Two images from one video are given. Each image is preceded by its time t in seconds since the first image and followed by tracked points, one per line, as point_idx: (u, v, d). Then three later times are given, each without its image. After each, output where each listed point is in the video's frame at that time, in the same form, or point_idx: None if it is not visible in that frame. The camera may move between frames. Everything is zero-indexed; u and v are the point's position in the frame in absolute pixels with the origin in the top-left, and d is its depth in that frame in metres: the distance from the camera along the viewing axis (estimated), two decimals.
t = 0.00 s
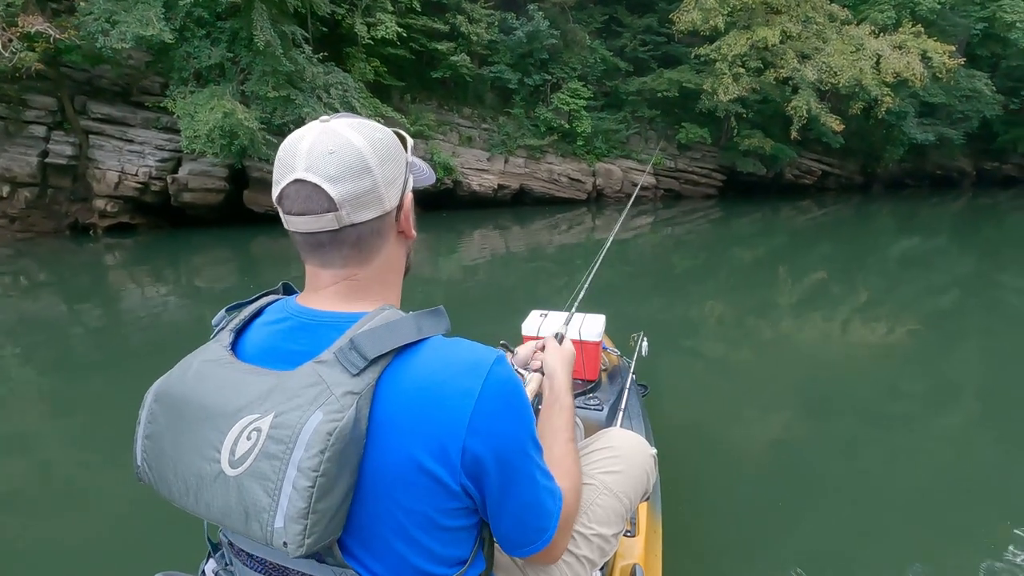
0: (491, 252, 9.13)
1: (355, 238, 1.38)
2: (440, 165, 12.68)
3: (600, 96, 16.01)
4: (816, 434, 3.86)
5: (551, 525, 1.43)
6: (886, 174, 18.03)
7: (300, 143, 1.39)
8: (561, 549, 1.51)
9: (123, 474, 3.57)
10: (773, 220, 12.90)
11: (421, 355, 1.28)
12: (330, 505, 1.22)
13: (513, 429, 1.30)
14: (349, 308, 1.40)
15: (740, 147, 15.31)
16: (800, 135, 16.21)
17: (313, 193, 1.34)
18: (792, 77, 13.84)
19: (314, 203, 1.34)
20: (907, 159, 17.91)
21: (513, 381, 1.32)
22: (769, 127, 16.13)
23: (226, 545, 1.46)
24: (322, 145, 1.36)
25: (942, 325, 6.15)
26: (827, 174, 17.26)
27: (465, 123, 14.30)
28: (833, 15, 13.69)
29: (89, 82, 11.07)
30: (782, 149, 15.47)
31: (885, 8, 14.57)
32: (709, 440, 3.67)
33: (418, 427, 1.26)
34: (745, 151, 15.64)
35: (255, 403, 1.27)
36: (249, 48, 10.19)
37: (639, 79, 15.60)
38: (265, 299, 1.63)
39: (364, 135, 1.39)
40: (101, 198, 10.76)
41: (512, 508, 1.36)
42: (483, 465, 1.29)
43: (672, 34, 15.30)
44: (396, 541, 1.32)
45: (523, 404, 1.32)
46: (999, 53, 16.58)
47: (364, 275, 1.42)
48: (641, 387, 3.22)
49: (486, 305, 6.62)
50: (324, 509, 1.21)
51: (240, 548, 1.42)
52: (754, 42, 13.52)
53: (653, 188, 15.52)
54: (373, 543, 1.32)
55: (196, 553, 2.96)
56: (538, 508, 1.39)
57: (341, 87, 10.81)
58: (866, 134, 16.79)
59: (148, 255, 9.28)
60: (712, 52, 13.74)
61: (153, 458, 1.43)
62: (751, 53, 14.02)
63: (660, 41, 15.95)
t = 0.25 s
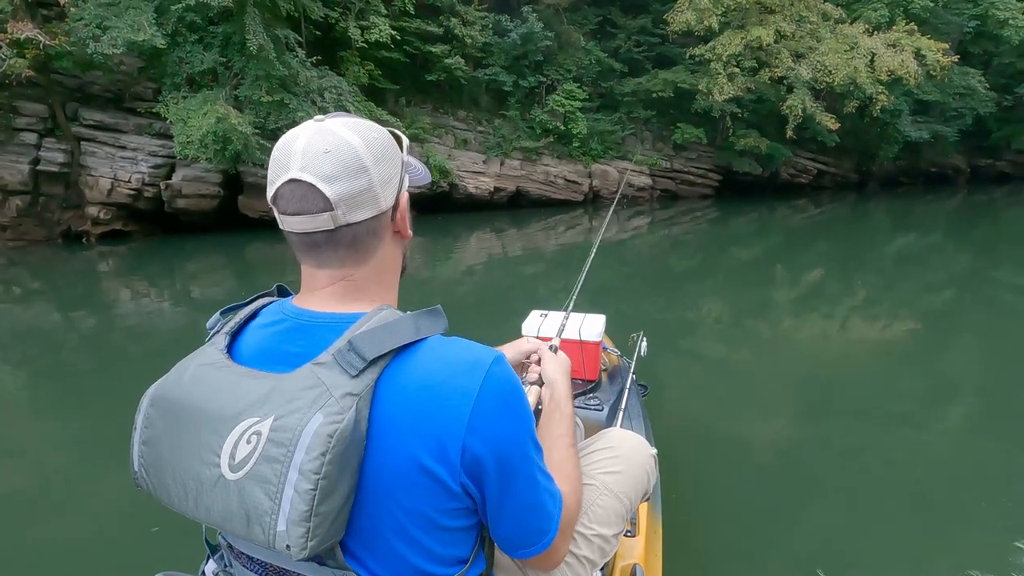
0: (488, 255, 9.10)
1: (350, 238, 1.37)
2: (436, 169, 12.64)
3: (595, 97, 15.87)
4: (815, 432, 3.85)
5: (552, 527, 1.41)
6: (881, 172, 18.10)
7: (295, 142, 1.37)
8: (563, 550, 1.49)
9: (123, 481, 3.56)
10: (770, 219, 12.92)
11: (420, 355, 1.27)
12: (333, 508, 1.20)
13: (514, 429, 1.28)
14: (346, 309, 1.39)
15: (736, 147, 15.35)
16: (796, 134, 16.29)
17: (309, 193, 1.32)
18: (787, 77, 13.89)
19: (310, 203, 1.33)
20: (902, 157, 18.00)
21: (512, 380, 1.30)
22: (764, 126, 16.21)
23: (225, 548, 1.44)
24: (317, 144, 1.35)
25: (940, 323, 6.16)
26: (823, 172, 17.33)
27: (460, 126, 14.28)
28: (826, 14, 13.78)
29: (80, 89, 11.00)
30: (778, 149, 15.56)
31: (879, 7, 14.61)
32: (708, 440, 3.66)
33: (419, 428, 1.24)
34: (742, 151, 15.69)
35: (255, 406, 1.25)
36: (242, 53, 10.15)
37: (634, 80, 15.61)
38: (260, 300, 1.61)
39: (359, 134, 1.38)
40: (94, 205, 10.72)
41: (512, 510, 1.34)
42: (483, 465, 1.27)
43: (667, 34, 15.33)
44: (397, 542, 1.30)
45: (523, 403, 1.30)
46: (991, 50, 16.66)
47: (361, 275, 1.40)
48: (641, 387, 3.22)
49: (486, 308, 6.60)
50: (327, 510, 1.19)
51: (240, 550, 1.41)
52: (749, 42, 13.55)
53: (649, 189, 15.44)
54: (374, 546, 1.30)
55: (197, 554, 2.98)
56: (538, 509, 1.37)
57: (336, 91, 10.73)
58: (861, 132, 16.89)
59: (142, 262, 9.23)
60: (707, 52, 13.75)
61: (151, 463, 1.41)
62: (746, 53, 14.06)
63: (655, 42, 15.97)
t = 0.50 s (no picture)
0: (484, 257, 9.09)
1: (353, 238, 1.35)
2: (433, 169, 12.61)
3: (591, 97, 15.92)
4: (814, 433, 3.85)
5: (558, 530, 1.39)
6: (876, 172, 18.22)
7: (299, 141, 1.35)
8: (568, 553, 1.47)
9: (122, 484, 3.53)
10: (766, 219, 12.97)
11: (423, 358, 1.24)
12: (340, 512, 1.19)
13: (520, 432, 1.26)
14: (348, 310, 1.37)
15: (733, 147, 15.39)
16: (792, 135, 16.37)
17: (312, 192, 1.30)
18: (783, 77, 13.95)
19: (313, 203, 1.31)
20: (897, 157, 18.13)
21: (515, 381, 1.28)
22: (760, 126, 16.26)
23: (226, 549, 1.42)
24: (322, 143, 1.33)
25: (938, 322, 6.18)
26: (819, 172, 17.43)
27: (456, 127, 14.29)
28: (822, 14, 13.81)
29: (72, 90, 10.95)
30: (774, 149, 15.58)
31: (874, 7, 14.67)
32: (707, 440, 3.66)
33: (423, 431, 1.22)
34: (738, 151, 15.73)
35: (259, 411, 1.23)
36: (236, 53, 10.05)
37: (630, 80, 15.64)
38: (257, 301, 1.59)
39: (364, 135, 1.36)
40: (86, 207, 10.60)
41: (513, 514, 1.31)
42: (485, 468, 1.24)
43: (663, 34, 15.37)
44: (400, 545, 1.28)
45: (526, 404, 1.27)
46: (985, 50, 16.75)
47: (362, 276, 1.38)
48: (641, 387, 3.22)
49: (485, 309, 6.59)
50: (334, 515, 1.18)
51: (242, 552, 1.39)
52: (745, 42, 13.59)
53: (646, 189, 15.42)
54: (380, 549, 1.28)
55: (198, 553, 2.98)
56: (542, 513, 1.34)
57: (330, 91, 10.88)
58: (857, 132, 16.97)
59: (136, 264, 9.16)
60: (704, 52, 13.77)
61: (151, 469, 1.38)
62: (743, 53, 14.09)
63: (651, 42, 16.00)
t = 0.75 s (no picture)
0: (482, 255, 9.07)
1: (355, 240, 1.33)
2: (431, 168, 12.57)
3: (589, 96, 16.05)
4: (810, 433, 3.86)
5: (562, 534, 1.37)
6: (873, 173, 18.31)
7: (301, 140, 1.33)
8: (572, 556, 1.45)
9: (120, 483, 3.49)
10: (763, 220, 13.01)
11: (425, 362, 1.22)
12: (344, 520, 1.17)
13: (523, 437, 1.24)
14: (348, 313, 1.34)
15: (730, 147, 15.42)
16: (789, 135, 16.42)
17: (314, 194, 1.28)
18: (781, 77, 13.96)
19: (314, 204, 1.29)
20: (894, 158, 18.22)
21: (517, 385, 1.25)
22: (758, 126, 16.29)
23: (226, 555, 1.41)
24: (324, 143, 1.31)
25: (934, 323, 6.21)
26: (815, 173, 17.50)
27: (454, 125, 14.25)
28: (820, 15, 13.82)
29: (64, 84, 10.88)
30: (772, 150, 15.61)
31: (872, 8, 14.72)
32: (705, 440, 3.66)
33: (426, 439, 1.20)
34: (735, 151, 15.78)
35: (260, 419, 1.21)
36: (231, 48, 9.99)
37: (628, 80, 15.66)
38: (255, 302, 1.57)
39: (366, 135, 1.34)
40: (78, 204, 10.52)
41: (515, 521, 1.28)
42: (487, 474, 1.21)
43: (661, 34, 15.38)
44: (405, 553, 1.26)
45: (529, 409, 1.25)
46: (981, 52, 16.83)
47: (364, 278, 1.36)
48: (642, 387, 3.22)
49: (486, 309, 6.59)
50: (339, 523, 1.16)
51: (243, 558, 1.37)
52: (743, 42, 13.63)
53: (643, 189, 15.47)
54: (384, 557, 1.27)
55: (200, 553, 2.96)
56: (545, 520, 1.30)
57: (327, 88, 10.74)
58: (854, 133, 17.05)
59: (128, 262, 9.09)
60: (702, 52, 13.79)
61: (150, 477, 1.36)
62: (740, 53, 14.11)
63: (649, 41, 16.01)
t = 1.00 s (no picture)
0: (479, 255, 9.06)
1: (355, 241, 1.30)
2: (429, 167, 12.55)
3: (587, 95, 16.03)
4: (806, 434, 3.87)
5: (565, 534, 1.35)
6: (869, 175, 18.40)
7: (300, 141, 1.31)
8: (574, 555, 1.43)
9: (117, 483, 3.45)
10: (759, 220, 13.07)
11: (425, 364, 1.20)
12: (346, 523, 1.16)
13: (525, 439, 1.22)
14: (347, 314, 1.32)
15: (728, 148, 15.46)
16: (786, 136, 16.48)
17: (313, 195, 1.26)
18: (779, 78, 13.99)
19: (313, 205, 1.27)
20: (890, 160, 18.31)
21: (516, 386, 1.23)
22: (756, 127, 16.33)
23: (225, 556, 1.39)
24: (323, 144, 1.29)
25: (930, 325, 6.24)
26: (812, 174, 17.59)
27: (451, 123, 14.22)
28: (820, 16, 13.85)
29: (57, 78, 10.74)
30: (769, 151, 15.65)
31: (870, 10, 14.78)
32: (702, 440, 3.66)
33: (426, 441, 1.18)
34: (733, 152, 15.82)
35: (260, 422, 1.19)
36: (227, 43, 9.92)
37: (626, 79, 15.67)
38: (254, 303, 1.54)
39: (365, 135, 1.31)
40: (70, 200, 10.38)
41: (514, 524, 1.26)
42: (487, 476, 1.19)
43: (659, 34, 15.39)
44: (406, 556, 1.24)
45: (530, 411, 1.23)
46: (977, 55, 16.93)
47: (363, 279, 1.34)
48: (642, 387, 3.23)
49: (485, 308, 6.59)
50: (341, 526, 1.15)
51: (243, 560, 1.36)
52: (742, 43, 13.67)
53: (642, 190, 15.56)
54: (385, 560, 1.25)
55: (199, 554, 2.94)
56: (546, 519, 1.28)
57: (324, 85, 10.69)
58: (850, 135, 17.15)
59: (121, 259, 9.01)
60: (700, 52, 13.82)
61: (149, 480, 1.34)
62: (739, 53, 14.14)
63: (648, 41, 16.02)
